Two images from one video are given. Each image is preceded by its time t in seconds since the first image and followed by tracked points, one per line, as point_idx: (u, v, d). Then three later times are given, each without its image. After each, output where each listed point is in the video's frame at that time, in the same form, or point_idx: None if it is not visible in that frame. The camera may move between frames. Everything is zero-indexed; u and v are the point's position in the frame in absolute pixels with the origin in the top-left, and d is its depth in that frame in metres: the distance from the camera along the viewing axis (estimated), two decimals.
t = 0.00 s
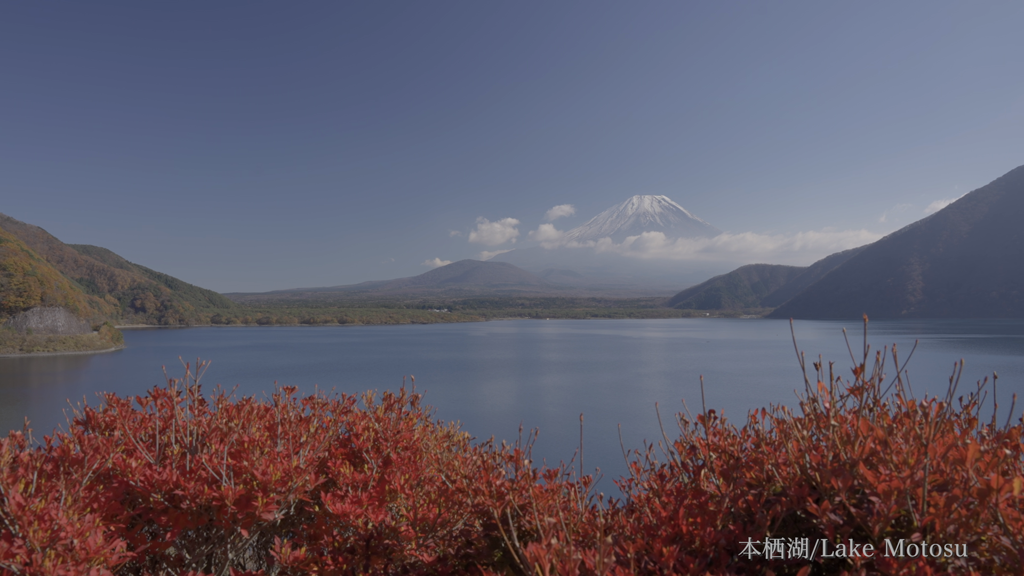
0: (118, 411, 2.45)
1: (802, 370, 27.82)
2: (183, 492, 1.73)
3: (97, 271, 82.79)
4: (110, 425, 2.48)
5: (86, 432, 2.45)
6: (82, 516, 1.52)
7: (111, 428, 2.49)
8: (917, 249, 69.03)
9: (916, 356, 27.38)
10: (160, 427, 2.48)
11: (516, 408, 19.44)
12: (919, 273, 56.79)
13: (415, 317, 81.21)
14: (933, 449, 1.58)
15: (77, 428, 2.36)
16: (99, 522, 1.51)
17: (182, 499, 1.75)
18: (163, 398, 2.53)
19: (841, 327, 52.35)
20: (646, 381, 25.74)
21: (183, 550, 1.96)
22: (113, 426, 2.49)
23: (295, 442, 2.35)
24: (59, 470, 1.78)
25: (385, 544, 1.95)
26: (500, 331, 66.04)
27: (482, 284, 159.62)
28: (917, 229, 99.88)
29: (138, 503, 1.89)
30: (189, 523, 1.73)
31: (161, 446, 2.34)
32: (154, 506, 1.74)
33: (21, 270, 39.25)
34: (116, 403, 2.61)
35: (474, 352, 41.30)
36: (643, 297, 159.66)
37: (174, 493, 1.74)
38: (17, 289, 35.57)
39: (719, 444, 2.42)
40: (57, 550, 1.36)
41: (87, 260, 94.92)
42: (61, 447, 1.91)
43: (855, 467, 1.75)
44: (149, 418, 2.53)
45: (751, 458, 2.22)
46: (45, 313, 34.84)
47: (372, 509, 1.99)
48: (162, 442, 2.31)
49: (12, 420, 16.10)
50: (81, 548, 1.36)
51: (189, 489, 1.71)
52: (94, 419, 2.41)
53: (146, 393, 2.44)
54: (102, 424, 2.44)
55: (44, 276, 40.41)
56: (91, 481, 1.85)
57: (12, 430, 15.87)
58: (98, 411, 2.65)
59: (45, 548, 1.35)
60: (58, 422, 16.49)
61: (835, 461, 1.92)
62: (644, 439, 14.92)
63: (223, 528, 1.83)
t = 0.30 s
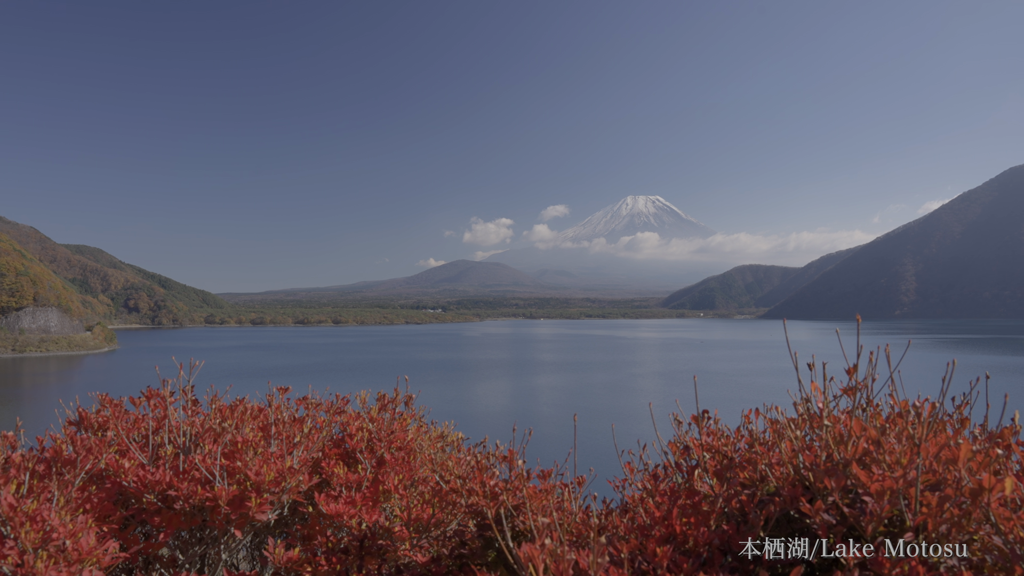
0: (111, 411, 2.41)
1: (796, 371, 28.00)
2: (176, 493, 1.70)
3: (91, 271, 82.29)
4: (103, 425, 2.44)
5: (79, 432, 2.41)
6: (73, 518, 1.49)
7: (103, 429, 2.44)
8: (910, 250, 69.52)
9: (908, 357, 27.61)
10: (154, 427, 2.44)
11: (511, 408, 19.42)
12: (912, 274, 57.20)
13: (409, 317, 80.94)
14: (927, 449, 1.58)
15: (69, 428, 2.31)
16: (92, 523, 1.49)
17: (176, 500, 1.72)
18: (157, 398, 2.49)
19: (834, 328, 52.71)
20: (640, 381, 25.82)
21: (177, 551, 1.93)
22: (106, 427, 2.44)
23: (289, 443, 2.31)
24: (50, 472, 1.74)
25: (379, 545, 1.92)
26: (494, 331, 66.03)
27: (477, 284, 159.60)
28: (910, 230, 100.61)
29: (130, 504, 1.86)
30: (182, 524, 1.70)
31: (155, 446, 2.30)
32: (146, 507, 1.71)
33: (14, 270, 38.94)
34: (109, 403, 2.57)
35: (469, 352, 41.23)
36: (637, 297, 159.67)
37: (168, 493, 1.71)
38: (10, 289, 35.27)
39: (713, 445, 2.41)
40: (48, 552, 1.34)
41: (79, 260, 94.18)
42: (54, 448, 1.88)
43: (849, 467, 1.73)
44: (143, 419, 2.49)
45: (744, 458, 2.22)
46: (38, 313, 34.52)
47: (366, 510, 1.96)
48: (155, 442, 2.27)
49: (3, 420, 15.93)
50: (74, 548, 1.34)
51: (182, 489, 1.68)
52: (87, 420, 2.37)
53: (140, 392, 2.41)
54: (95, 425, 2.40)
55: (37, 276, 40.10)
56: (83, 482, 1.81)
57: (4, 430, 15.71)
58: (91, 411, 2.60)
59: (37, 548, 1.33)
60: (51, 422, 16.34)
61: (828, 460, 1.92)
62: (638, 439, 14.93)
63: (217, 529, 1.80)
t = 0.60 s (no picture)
0: (104, 411, 2.37)
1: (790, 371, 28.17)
2: (169, 494, 1.67)
3: (84, 271, 81.75)
4: (96, 425, 2.39)
5: (71, 433, 2.36)
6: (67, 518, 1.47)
7: (97, 429, 2.40)
8: (904, 250, 70.01)
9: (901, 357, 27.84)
10: (147, 427, 2.40)
11: (505, 408, 19.44)
12: (906, 274, 57.58)
13: (403, 317, 80.69)
14: (920, 447, 1.59)
15: (62, 429, 2.26)
16: (85, 523, 1.47)
17: (169, 501, 1.69)
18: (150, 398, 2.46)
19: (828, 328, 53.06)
20: (634, 381, 25.92)
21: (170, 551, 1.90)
22: (99, 427, 2.40)
23: (283, 443, 2.28)
24: (43, 473, 1.71)
25: (373, 545, 1.91)
26: (489, 331, 66.01)
27: (471, 284, 159.61)
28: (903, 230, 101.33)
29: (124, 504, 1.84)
30: (175, 525, 1.67)
31: (148, 447, 2.27)
32: (140, 507, 1.68)
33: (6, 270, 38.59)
34: (103, 403, 2.52)
35: (464, 352, 41.18)
36: (631, 297, 159.72)
37: (161, 494, 1.68)
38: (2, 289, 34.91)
39: (707, 444, 2.41)
40: (41, 553, 1.32)
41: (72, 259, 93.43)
42: (48, 447, 1.85)
43: (843, 467, 1.72)
44: (137, 419, 2.45)
45: (739, 458, 2.21)
46: (31, 313, 34.08)
47: (360, 510, 1.94)
48: (149, 443, 2.24)
49: None
50: (66, 550, 1.32)
51: (175, 489, 1.66)
52: (79, 420, 2.33)
53: (134, 393, 2.37)
54: (88, 425, 2.36)
55: (30, 276, 39.73)
56: (76, 482, 1.78)
57: None
58: (84, 412, 2.56)
59: (30, 550, 1.31)
60: (45, 423, 16.20)
61: (823, 460, 1.91)
62: (632, 440, 14.98)
63: (210, 529, 1.78)
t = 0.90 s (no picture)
0: (98, 412, 2.33)
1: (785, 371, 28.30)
2: (163, 494, 1.65)
3: (79, 271, 81.22)
4: (90, 427, 2.35)
5: (65, 434, 2.33)
6: (59, 520, 1.46)
7: (91, 430, 2.36)
8: (899, 250, 70.39)
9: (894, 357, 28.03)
10: (141, 428, 2.36)
11: (499, 408, 19.45)
12: (901, 275, 57.89)
13: (398, 317, 80.47)
14: (913, 447, 1.58)
15: (56, 429, 2.23)
16: (79, 523, 1.45)
17: (165, 501, 1.67)
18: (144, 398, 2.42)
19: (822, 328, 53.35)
20: (629, 381, 25.98)
21: (164, 552, 1.87)
22: (94, 428, 2.37)
23: (278, 445, 2.25)
24: (36, 473, 1.68)
25: (368, 546, 1.89)
26: (485, 331, 65.96)
27: (467, 284, 159.57)
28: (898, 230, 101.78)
29: (119, 505, 1.81)
30: (170, 526, 1.65)
31: (142, 447, 2.23)
32: (135, 509, 1.65)
33: None
34: (97, 403, 2.48)
35: (460, 352, 41.12)
36: (627, 297, 159.80)
37: (156, 495, 1.66)
38: None
39: (701, 444, 2.41)
40: (33, 555, 1.30)
41: (65, 259, 92.58)
42: (40, 449, 1.83)
43: (836, 467, 1.72)
44: (131, 419, 2.41)
45: (733, 458, 2.20)
46: (24, 314, 33.70)
47: (354, 510, 1.93)
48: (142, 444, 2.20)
49: None
50: (61, 551, 1.30)
51: (170, 490, 1.64)
52: (74, 420, 2.30)
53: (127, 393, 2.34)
54: (83, 425, 2.32)
55: (23, 277, 39.42)
56: (71, 483, 1.76)
57: None
58: (79, 412, 2.52)
59: (22, 550, 1.29)
60: (39, 424, 16.06)
61: (816, 461, 1.91)
62: (627, 441, 15.00)
63: (205, 530, 1.75)
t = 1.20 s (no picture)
0: (93, 412, 2.29)
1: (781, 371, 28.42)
2: (158, 496, 1.62)
3: (75, 271, 80.86)
4: (85, 427, 2.32)
5: (59, 434, 2.29)
6: (54, 520, 1.43)
7: (86, 430, 2.33)
8: (894, 250, 70.73)
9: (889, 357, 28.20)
10: (136, 428, 2.33)
11: (495, 408, 19.43)
12: (896, 275, 58.20)
13: (394, 317, 80.28)
14: (910, 447, 1.58)
15: (50, 430, 2.19)
16: (74, 525, 1.43)
17: (159, 502, 1.64)
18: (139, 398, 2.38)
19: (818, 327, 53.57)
20: (625, 381, 26.04)
21: (159, 553, 1.83)
22: (88, 428, 2.33)
23: (273, 444, 2.23)
24: (30, 473, 1.65)
25: (364, 546, 1.87)
26: (481, 331, 65.96)
27: (462, 284, 159.58)
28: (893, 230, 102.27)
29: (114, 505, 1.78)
30: (165, 526, 1.62)
31: (138, 448, 2.20)
32: (129, 509, 1.63)
33: None
34: (92, 403, 2.45)
35: (456, 352, 41.06)
36: (623, 297, 159.92)
37: (150, 495, 1.63)
38: None
39: (697, 444, 2.40)
40: (29, 555, 1.28)
41: (59, 259, 92.04)
42: (33, 449, 1.80)
43: (832, 466, 1.72)
44: (127, 420, 2.38)
45: (729, 458, 2.20)
46: (18, 313, 33.37)
47: (350, 511, 1.90)
48: (138, 444, 2.17)
49: None
50: (55, 551, 1.29)
51: (165, 490, 1.61)
52: (68, 421, 2.26)
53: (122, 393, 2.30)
54: (76, 426, 2.28)
55: (17, 277, 39.16)
56: (66, 483, 1.74)
57: None
58: (73, 412, 2.48)
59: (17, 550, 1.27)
60: (33, 424, 15.93)
61: (813, 460, 1.90)
62: (622, 441, 15.03)
63: (199, 530, 1.73)
